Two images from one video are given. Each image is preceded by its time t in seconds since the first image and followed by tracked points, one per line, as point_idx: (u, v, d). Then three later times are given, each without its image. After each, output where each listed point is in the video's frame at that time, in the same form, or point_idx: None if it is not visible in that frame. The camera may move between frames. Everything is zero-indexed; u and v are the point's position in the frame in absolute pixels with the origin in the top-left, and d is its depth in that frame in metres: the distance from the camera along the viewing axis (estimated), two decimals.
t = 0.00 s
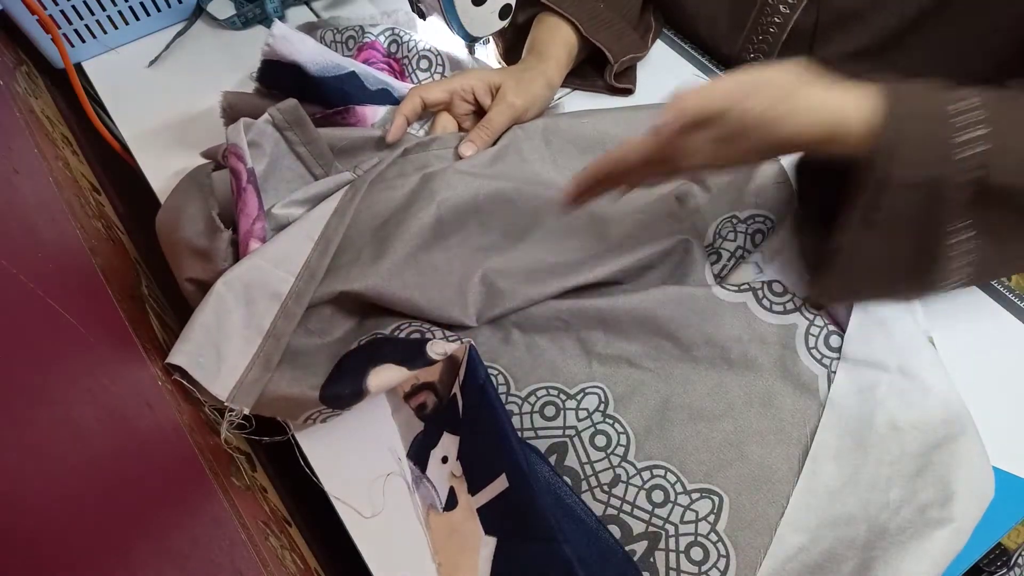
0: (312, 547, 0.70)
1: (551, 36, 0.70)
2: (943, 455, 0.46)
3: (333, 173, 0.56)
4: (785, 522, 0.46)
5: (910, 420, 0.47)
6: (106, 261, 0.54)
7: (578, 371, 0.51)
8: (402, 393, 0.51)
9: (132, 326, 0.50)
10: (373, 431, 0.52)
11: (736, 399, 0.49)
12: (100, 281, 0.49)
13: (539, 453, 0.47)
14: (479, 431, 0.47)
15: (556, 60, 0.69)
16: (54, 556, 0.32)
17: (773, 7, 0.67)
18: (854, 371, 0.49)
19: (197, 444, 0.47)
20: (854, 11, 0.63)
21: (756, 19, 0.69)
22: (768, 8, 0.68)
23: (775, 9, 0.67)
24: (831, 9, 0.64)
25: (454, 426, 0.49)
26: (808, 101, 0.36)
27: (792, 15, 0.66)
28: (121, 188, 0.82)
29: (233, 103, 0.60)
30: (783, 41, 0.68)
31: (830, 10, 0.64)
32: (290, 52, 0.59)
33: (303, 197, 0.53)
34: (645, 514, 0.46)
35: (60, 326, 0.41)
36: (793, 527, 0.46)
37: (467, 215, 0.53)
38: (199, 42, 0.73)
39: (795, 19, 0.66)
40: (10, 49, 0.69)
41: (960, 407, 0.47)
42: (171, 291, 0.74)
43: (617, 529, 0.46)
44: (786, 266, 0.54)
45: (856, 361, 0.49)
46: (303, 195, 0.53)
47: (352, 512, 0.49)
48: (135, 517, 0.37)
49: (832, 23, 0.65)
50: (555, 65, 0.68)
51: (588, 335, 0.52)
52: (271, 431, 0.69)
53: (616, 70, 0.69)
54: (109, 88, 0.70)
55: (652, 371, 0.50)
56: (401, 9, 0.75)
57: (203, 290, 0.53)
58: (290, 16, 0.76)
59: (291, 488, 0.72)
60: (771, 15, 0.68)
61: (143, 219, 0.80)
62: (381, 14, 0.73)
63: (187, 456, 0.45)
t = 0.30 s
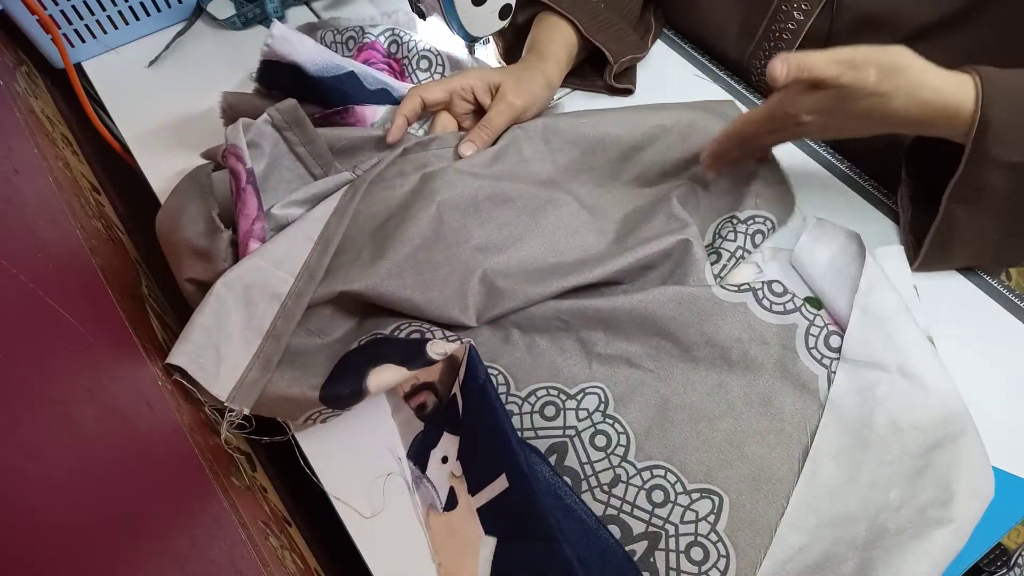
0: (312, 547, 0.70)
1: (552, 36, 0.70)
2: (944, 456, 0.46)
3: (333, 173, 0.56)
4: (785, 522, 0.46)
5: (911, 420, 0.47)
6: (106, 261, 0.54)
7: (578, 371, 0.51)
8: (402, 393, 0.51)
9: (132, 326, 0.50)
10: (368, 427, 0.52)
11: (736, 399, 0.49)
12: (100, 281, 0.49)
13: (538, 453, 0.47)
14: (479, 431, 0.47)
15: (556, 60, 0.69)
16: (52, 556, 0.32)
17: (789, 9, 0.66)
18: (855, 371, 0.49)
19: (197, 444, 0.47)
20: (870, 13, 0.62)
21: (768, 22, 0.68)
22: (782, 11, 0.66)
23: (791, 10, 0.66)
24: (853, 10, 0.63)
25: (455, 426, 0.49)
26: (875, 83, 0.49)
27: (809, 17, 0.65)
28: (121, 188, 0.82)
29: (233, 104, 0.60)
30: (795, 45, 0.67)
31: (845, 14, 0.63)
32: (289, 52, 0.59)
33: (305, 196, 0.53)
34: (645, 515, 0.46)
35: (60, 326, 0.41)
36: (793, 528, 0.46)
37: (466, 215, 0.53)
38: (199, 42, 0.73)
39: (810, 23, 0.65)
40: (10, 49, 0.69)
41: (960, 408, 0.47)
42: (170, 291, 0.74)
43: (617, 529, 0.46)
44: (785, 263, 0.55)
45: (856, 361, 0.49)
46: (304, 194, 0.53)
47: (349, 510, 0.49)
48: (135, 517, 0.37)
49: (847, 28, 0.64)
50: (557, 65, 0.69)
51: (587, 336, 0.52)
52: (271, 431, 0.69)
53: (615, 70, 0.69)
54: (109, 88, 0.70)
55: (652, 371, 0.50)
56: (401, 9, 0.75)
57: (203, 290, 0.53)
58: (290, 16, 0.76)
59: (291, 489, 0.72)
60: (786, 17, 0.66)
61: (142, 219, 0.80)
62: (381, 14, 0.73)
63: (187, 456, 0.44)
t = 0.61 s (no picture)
0: (313, 547, 0.70)
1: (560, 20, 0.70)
2: (944, 458, 0.46)
3: (328, 173, 0.56)
4: (785, 522, 0.46)
5: (910, 420, 0.47)
6: (106, 260, 0.54)
7: (579, 372, 0.51)
8: (401, 393, 0.51)
9: (132, 326, 0.50)
10: (367, 425, 0.52)
11: (736, 399, 0.49)
12: (100, 281, 0.49)
13: (538, 453, 0.47)
14: (478, 433, 0.47)
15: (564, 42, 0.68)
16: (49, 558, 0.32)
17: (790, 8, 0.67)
18: (854, 372, 0.49)
19: (199, 444, 0.47)
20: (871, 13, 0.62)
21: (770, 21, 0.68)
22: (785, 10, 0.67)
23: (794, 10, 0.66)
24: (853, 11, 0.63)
25: (454, 426, 0.49)
26: (862, 82, 0.50)
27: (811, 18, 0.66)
28: (121, 188, 0.82)
29: (230, 108, 0.61)
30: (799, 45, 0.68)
31: (846, 15, 0.64)
32: (272, 57, 0.58)
33: (301, 197, 0.53)
34: (645, 515, 0.46)
35: (60, 326, 0.41)
36: (793, 528, 0.46)
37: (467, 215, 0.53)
38: (199, 42, 0.73)
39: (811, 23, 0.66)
40: (10, 49, 0.69)
41: (959, 409, 0.48)
42: (170, 291, 0.74)
43: (617, 529, 0.46)
44: (784, 263, 0.55)
45: (856, 361, 0.49)
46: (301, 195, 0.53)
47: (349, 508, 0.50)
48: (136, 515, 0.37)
49: (848, 29, 0.64)
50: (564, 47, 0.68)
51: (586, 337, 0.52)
52: (272, 430, 0.69)
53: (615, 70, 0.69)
54: (109, 88, 0.70)
55: (652, 370, 0.50)
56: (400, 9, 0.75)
57: (203, 289, 0.53)
58: (289, 16, 0.76)
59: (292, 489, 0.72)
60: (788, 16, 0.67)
61: (143, 219, 0.80)
62: (380, 14, 0.73)
63: (189, 455, 0.44)
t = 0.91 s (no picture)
0: (313, 547, 0.70)
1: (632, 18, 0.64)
2: (943, 457, 0.46)
3: (327, 173, 0.56)
4: (785, 522, 0.45)
5: (910, 420, 0.47)
6: (106, 260, 0.54)
7: (579, 371, 0.51)
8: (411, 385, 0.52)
9: (133, 326, 0.49)
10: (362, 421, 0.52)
11: (736, 400, 0.49)
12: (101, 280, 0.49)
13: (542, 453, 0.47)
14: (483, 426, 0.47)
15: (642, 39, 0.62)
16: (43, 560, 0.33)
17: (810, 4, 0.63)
18: (853, 374, 0.49)
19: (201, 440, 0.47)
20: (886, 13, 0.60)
21: (787, 18, 0.65)
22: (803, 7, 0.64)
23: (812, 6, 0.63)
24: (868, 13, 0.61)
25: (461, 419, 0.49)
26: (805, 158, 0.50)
27: (825, 21, 0.63)
28: (121, 188, 0.82)
29: (230, 109, 0.61)
30: (811, 48, 0.65)
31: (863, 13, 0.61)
32: (271, 59, 0.59)
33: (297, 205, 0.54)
34: (645, 515, 0.46)
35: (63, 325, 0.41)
36: (793, 528, 0.45)
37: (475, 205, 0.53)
38: (199, 42, 0.73)
39: (827, 23, 0.63)
40: (10, 49, 0.69)
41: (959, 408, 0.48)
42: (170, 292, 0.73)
43: (617, 529, 0.46)
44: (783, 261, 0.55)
45: (856, 361, 0.49)
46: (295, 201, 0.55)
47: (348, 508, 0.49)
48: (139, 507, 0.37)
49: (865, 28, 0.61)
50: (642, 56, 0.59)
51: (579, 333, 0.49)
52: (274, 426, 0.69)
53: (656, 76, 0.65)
54: (109, 88, 0.70)
55: (653, 371, 0.50)
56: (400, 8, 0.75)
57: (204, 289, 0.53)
58: (290, 16, 0.76)
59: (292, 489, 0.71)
60: (807, 17, 0.64)
61: (143, 219, 0.80)
62: (381, 14, 0.73)
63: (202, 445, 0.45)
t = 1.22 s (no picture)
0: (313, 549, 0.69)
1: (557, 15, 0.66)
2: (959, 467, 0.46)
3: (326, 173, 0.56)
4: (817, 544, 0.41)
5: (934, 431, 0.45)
6: (106, 261, 0.54)
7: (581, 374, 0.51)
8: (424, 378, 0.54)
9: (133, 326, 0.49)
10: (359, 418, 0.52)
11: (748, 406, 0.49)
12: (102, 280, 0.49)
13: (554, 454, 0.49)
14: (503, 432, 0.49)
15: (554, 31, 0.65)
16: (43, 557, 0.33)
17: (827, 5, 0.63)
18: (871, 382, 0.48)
19: (200, 441, 0.47)
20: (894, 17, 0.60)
21: (798, 20, 0.66)
22: (817, 8, 0.64)
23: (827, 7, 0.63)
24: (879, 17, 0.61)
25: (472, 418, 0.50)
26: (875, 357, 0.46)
27: (837, 24, 0.63)
28: (121, 189, 0.82)
29: (231, 109, 0.61)
30: (822, 50, 0.66)
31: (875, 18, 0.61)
32: (270, 58, 0.58)
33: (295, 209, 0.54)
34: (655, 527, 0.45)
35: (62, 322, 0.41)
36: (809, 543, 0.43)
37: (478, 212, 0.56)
38: (199, 42, 0.73)
39: (838, 27, 0.63)
40: (10, 49, 0.69)
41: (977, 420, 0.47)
42: (170, 292, 0.73)
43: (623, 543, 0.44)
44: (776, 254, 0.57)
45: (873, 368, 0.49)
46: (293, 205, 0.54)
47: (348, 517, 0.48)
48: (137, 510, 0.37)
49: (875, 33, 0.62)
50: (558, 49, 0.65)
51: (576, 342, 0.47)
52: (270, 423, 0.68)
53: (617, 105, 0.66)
54: (109, 88, 0.70)
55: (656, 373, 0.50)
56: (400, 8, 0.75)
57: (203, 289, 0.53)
58: (290, 16, 0.76)
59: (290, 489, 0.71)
60: (821, 20, 0.64)
61: (143, 220, 0.80)
62: (381, 14, 0.73)
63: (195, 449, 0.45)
